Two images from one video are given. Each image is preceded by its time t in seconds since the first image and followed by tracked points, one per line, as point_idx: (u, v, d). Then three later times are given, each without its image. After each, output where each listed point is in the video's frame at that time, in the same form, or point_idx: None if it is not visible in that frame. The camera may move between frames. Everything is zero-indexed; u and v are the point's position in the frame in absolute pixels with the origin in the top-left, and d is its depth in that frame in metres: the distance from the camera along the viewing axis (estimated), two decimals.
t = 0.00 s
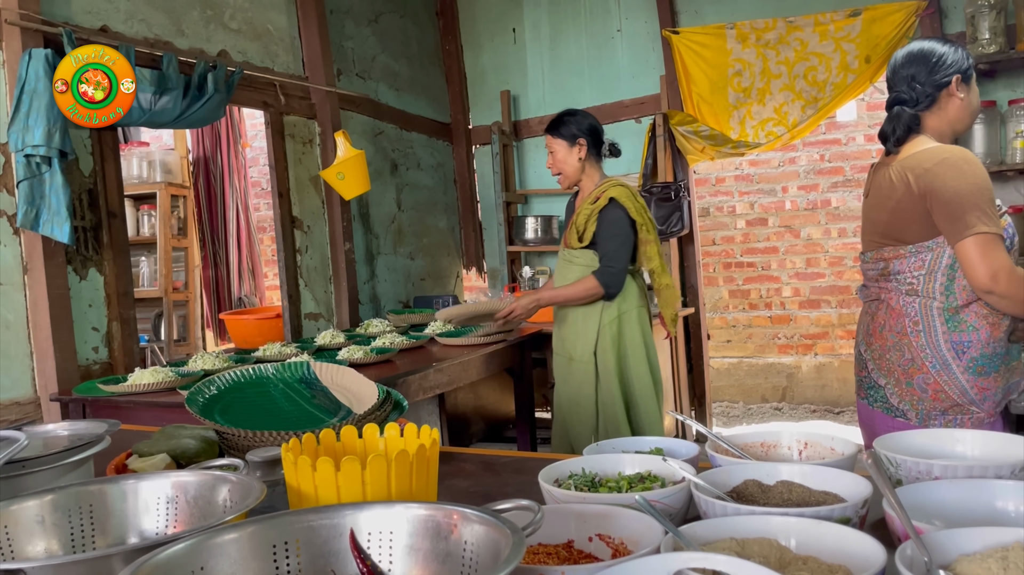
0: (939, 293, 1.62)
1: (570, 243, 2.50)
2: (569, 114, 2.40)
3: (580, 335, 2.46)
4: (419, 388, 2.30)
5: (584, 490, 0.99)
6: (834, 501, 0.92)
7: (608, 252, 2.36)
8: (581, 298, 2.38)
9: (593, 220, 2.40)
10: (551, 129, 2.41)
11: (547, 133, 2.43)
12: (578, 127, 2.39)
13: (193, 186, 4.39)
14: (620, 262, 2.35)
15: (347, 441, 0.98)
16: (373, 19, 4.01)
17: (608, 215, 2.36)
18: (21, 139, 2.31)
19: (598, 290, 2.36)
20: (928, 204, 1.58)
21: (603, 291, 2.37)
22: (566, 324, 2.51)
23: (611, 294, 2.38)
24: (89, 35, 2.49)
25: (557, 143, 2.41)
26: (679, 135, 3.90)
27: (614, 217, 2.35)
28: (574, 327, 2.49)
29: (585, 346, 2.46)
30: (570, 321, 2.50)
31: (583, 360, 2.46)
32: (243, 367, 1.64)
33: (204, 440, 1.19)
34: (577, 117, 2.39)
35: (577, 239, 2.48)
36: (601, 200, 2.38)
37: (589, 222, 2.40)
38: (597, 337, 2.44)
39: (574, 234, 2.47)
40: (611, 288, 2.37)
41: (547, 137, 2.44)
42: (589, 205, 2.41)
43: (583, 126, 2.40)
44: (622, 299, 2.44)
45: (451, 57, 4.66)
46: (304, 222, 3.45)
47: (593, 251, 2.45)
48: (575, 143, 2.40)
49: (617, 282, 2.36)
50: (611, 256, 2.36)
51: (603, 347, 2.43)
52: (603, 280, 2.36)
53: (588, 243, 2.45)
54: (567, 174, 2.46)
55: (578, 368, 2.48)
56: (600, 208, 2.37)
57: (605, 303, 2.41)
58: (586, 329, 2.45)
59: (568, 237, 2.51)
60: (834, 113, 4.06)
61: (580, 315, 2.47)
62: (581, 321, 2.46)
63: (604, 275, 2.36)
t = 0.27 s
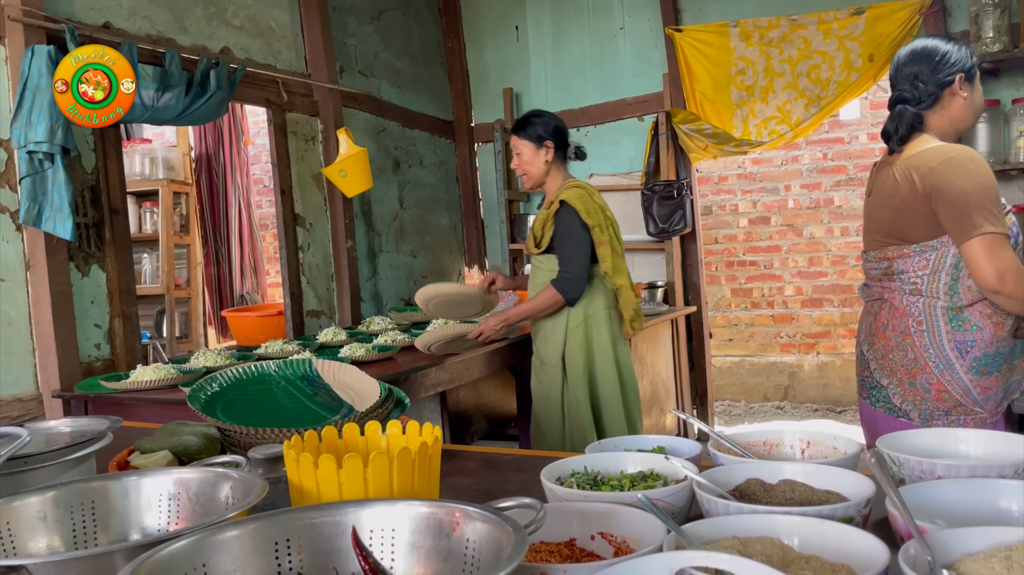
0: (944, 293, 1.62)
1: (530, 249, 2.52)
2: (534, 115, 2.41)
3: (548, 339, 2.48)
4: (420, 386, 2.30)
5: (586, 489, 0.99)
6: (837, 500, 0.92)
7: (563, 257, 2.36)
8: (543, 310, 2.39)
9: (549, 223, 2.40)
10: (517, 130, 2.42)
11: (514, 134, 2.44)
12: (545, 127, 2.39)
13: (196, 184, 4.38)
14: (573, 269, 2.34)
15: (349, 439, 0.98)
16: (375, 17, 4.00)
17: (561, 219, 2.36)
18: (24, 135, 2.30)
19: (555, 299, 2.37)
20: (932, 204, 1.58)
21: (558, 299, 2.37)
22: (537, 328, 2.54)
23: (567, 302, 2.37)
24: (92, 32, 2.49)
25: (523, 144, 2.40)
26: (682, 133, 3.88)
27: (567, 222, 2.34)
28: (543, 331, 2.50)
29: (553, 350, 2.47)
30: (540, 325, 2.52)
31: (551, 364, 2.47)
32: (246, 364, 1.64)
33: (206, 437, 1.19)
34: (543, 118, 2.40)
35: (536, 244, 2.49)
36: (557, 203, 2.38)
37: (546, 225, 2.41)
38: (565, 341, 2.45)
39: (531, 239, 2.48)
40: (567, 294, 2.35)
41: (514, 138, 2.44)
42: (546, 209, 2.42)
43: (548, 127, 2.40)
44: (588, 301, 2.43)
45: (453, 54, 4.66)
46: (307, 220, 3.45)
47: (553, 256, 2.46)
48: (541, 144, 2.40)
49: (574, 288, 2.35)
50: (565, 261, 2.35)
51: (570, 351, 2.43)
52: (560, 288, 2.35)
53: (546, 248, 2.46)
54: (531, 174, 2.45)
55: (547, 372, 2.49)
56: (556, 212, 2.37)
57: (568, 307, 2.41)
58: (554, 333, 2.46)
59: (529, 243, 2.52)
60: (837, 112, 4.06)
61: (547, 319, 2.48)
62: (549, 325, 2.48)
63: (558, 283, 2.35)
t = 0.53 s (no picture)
0: (950, 292, 1.62)
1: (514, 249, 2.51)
2: (496, 118, 2.40)
3: (537, 335, 2.48)
4: (423, 382, 2.30)
5: (591, 484, 0.99)
6: (842, 497, 0.91)
7: (551, 254, 2.35)
8: (539, 308, 2.37)
9: (532, 222, 2.39)
10: (481, 134, 2.41)
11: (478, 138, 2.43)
12: (507, 129, 2.38)
13: (200, 178, 4.37)
14: (566, 264, 2.32)
15: (354, 434, 0.98)
16: (380, 12, 4.00)
17: (543, 217, 2.34)
18: (29, 129, 2.30)
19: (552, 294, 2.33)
20: (938, 202, 1.58)
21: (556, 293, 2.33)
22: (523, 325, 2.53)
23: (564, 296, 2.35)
24: (97, 26, 2.48)
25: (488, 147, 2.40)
26: (687, 130, 3.88)
27: (549, 219, 2.33)
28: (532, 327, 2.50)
29: (542, 346, 2.47)
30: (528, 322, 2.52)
31: (541, 360, 2.47)
32: (250, 358, 1.64)
33: (210, 431, 1.19)
34: (505, 119, 2.38)
35: (518, 244, 2.49)
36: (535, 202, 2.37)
37: (527, 225, 2.40)
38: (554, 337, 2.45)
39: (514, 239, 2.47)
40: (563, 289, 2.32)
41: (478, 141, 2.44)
42: (524, 209, 2.41)
43: (511, 127, 2.38)
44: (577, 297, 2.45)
45: (458, 50, 4.65)
46: (311, 215, 3.45)
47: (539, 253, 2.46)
48: (505, 146, 2.39)
49: (570, 283, 2.33)
50: (556, 256, 2.33)
51: (560, 347, 2.43)
52: (557, 283, 2.32)
53: (529, 247, 2.45)
54: (499, 177, 2.45)
55: (537, 368, 2.49)
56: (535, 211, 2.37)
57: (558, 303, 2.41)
58: (543, 329, 2.46)
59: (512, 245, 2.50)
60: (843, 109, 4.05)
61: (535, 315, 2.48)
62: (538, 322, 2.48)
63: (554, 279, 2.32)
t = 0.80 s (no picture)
0: (957, 292, 1.62)
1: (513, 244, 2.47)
2: (485, 116, 2.38)
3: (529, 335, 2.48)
4: (428, 379, 2.30)
5: (599, 481, 1.00)
6: (850, 496, 0.91)
7: (558, 246, 2.34)
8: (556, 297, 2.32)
9: (529, 217, 2.39)
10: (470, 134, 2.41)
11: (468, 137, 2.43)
12: (494, 128, 2.36)
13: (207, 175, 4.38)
14: (577, 253, 2.32)
15: (363, 429, 0.98)
16: (387, 10, 4.00)
17: (544, 211, 2.34)
18: (37, 126, 2.31)
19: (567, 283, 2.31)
20: (945, 202, 1.58)
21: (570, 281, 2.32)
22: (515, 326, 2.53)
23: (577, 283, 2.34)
24: (106, 23, 2.49)
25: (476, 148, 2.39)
26: (693, 129, 3.88)
27: (552, 213, 2.33)
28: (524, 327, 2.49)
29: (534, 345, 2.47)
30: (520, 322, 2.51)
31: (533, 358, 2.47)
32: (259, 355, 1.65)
33: (219, 426, 1.19)
34: (494, 118, 2.36)
35: (516, 240, 2.47)
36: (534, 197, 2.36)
37: (524, 220, 2.39)
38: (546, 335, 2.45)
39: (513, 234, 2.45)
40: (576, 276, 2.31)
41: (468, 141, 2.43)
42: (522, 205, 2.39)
43: (502, 127, 2.36)
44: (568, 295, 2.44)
45: (464, 48, 4.65)
46: (317, 212, 3.46)
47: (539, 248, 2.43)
48: (494, 146, 2.38)
49: (583, 270, 2.33)
50: (565, 247, 2.32)
51: (551, 346, 2.43)
52: (572, 271, 2.31)
53: (526, 242, 2.44)
54: (490, 177, 2.46)
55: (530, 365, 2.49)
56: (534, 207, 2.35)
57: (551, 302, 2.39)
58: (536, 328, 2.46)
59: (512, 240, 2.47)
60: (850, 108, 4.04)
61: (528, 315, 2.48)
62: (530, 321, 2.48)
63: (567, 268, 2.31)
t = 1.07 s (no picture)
0: (966, 292, 1.61)
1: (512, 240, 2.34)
2: (493, 113, 2.38)
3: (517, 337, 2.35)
4: (436, 378, 2.31)
5: (609, 481, 1.00)
6: (862, 496, 0.91)
7: (560, 241, 2.22)
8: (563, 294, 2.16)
9: (529, 212, 2.28)
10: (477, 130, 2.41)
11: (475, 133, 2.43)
12: (501, 124, 2.36)
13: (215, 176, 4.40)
14: (580, 247, 2.20)
15: (374, 429, 0.98)
16: (395, 10, 4.01)
17: (545, 206, 2.24)
18: (48, 127, 2.32)
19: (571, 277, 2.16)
20: (953, 202, 1.58)
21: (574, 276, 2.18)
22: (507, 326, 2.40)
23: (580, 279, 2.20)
24: (115, 24, 2.50)
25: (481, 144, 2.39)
26: (701, 128, 3.88)
27: (553, 206, 2.23)
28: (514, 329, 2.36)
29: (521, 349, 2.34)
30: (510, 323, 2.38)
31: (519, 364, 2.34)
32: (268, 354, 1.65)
33: (229, 426, 1.20)
34: (502, 114, 2.36)
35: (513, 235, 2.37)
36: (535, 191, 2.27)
37: (523, 215, 2.28)
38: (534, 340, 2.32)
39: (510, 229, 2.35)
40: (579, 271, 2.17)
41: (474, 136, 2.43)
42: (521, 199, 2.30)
43: (510, 124, 2.36)
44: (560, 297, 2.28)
45: (471, 48, 4.66)
46: (325, 212, 3.46)
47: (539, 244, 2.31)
48: (500, 142, 2.37)
49: (587, 266, 2.20)
50: (567, 241, 2.20)
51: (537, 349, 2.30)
52: (576, 267, 2.17)
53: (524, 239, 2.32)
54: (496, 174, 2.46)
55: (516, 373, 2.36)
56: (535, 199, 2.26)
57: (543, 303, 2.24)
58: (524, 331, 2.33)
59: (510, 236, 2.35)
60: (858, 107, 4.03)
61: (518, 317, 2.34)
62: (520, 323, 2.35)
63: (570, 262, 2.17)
